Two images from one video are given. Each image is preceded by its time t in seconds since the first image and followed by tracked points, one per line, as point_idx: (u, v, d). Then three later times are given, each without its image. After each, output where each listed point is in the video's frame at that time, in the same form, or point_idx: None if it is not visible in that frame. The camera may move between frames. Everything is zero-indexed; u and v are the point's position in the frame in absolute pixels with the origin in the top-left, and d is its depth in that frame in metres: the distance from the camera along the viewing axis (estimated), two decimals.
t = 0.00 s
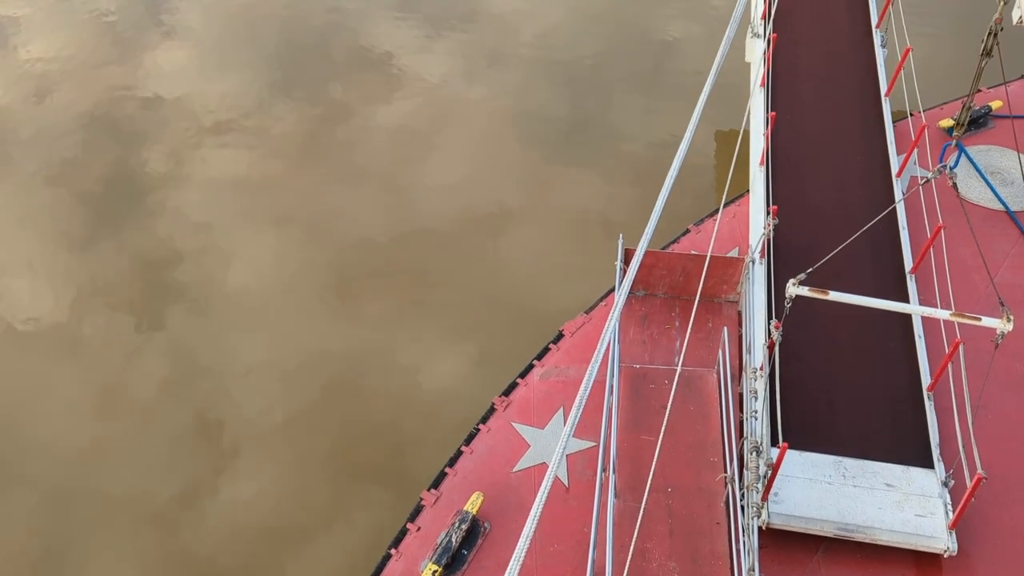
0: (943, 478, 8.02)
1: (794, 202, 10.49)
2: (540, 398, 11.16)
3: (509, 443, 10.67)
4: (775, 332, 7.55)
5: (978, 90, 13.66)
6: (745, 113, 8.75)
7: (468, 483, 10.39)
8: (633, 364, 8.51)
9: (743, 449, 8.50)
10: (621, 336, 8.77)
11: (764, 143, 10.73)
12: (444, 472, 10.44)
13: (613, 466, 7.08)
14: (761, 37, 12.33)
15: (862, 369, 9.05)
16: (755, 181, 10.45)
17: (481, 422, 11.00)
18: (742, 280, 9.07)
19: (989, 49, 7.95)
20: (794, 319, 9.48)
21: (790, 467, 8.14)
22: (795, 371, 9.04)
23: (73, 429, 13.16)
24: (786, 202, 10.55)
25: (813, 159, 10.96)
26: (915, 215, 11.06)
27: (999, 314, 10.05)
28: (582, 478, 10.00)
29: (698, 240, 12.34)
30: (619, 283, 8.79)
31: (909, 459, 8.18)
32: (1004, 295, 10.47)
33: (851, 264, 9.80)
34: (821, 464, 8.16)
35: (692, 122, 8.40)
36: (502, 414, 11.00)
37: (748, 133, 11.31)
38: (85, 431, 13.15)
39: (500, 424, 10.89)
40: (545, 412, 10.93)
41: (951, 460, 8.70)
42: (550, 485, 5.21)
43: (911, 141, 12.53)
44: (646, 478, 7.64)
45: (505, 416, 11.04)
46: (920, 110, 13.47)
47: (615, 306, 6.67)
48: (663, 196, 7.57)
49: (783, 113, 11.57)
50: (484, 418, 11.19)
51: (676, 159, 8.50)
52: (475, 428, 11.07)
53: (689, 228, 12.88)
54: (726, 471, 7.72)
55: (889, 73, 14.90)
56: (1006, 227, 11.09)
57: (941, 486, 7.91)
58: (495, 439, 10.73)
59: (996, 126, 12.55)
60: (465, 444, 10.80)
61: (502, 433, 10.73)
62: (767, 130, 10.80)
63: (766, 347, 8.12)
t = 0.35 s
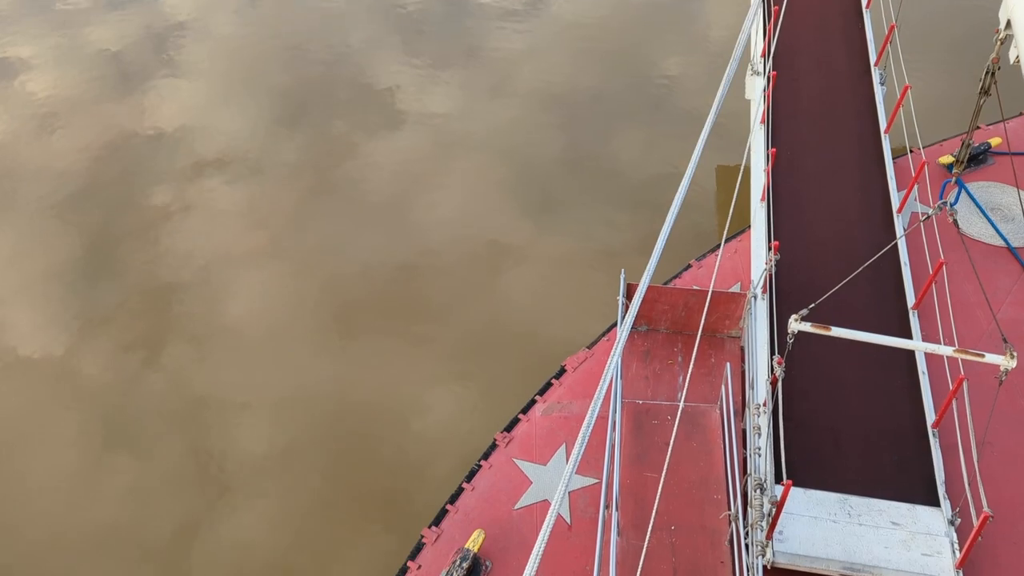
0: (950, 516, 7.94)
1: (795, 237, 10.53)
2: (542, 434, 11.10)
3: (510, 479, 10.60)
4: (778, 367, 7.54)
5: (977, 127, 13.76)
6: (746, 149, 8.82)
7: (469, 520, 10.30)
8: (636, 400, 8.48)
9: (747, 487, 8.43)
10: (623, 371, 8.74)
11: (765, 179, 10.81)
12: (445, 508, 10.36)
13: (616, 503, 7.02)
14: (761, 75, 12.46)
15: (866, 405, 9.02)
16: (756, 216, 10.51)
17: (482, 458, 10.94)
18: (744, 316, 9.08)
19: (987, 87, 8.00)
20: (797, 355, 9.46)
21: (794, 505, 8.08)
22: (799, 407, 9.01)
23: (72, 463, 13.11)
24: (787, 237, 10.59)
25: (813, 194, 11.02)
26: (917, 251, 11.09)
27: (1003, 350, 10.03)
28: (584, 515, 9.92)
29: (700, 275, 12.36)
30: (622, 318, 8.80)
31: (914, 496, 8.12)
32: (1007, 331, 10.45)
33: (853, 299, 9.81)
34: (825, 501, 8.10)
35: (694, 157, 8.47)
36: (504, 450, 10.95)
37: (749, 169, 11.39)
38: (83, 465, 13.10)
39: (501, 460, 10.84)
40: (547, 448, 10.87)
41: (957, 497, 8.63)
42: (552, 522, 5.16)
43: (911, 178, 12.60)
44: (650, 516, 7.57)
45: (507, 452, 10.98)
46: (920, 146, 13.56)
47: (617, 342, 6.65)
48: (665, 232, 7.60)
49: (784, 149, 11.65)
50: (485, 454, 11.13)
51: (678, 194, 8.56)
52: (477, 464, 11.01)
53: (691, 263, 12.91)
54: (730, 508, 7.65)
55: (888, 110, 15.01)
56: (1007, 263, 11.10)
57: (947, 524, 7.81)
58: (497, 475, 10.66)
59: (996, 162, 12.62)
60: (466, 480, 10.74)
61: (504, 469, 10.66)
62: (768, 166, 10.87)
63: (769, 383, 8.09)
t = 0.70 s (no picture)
0: (956, 562, 7.85)
1: (796, 279, 10.55)
2: (544, 476, 11.00)
3: (511, 523, 10.48)
4: (781, 409, 7.51)
5: (975, 169, 13.86)
6: (748, 190, 8.87)
7: (469, 565, 10.17)
8: (638, 443, 8.42)
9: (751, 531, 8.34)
10: (625, 413, 8.68)
11: (765, 221, 10.87)
12: (445, 553, 10.23)
13: (620, 549, 6.92)
14: (760, 117, 12.59)
15: (870, 448, 8.93)
16: (757, 258, 10.54)
17: (483, 501, 10.83)
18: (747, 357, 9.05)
19: (985, 131, 8.05)
20: (800, 398, 9.41)
21: (799, 549, 7.92)
22: (802, 450, 8.94)
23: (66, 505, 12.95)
24: (789, 278, 10.60)
25: (814, 235, 11.07)
26: (918, 294, 11.10)
27: (1006, 393, 9.99)
28: (586, 560, 9.79)
29: (702, 316, 12.34)
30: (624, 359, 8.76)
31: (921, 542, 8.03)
32: (1010, 373, 10.42)
33: (856, 341, 9.80)
34: (831, 547, 7.97)
35: (695, 199, 8.51)
36: (505, 493, 10.84)
37: (749, 210, 11.45)
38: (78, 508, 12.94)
39: (502, 503, 10.72)
40: (549, 491, 10.77)
41: (965, 542, 8.53)
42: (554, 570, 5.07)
43: (911, 219, 12.65)
44: (653, 562, 7.47)
45: (508, 495, 10.87)
46: (920, 188, 13.64)
47: (620, 384, 6.62)
48: (666, 273, 7.61)
49: (784, 190, 11.73)
50: (486, 497, 11.01)
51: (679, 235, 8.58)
52: (477, 508, 10.89)
53: (693, 304, 12.90)
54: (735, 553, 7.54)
55: (887, 152, 15.13)
56: (1009, 305, 11.11)
57: (954, 569, 7.78)
58: (498, 518, 10.55)
59: (995, 205, 12.68)
60: (466, 524, 10.61)
61: (505, 513, 10.54)
62: (768, 208, 10.93)
63: (773, 426, 8.05)
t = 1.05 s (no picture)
0: None
1: (797, 322, 10.54)
2: (545, 522, 10.88)
3: (512, 570, 10.34)
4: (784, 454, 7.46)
5: (974, 212, 13.93)
6: (748, 233, 8.89)
7: None
8: (640, 488, 8.33)
9: None
10: (627, 457, 8.59)
11: (765, 264, 10.91)
12: None
13: None
14: (759, 161, 12.68)
15: (875, 493, 8.85)
16: (758, 301, 10.55)
17: (483, 548, 10.69)
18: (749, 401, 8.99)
19: (982, 177, 8.09)
20: (803, 442, 9.36)
21: None
22: (806, 497, 8.84)
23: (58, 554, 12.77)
24: (790, 321, 10.59)
25: (814, 278, 11.09)
26: (920, 337, 11.10)
27: (1010, 437, 9.93)
28: None
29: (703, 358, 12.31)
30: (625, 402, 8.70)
31: None
32: (1014, 417, 10.37)
33: (858, 385, 9.77)
34: None
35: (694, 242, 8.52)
36: (506, 539, 10.70)
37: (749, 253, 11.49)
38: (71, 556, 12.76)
39: (503, 550, 10.59)
40: (551, 537, 10.63)
41: None
42: None
43: (911, 262, 12.68)
44: None
45: (509, 541, 10.73)
46: (918, 231, 13.70)
47: (621, 429, 6.56)
48: (666, 317, 7.58)
49: (783, 233, 11.77)
50: (487, 543, 10.87)
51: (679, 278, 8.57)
52: (478, 554, 10.75)
53: (694, 347, 12.87)
54: None
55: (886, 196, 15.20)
56: (1010, 348, 11.09)
57: None
58: (499, 565, 10.40)
59: (994, 248, 12.72)
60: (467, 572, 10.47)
61: (505, 560, 10.40)
62: (768, 251, 10.98)
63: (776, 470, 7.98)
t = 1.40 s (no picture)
0: None
1: (798, 365, 10.53)
2: (546, 569, 10.72)
3: None
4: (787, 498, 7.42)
5: (972, 256, 13.98)
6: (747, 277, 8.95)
7: None
8: (642, 534, 8.24)
9: None
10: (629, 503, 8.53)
11: (765, 307, 10.93)
12: None
13: None
14: (757, 205, 12.77)
15: (879, 540, 8.73)
16: (759, 344, 10.55)
17: None
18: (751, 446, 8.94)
19: (978, 223, 8.14)
20: (806, 488, 9.28)
21: None
22: (810, 544, 8.74)
23: None
24: (791, 365, 10.57)
25: (814, 321, 11.09)
26: (921, 382, 11.05)
27: (1014, 483, 9.84)
28: None
29: (704, 402, 12.23)
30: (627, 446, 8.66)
31: None
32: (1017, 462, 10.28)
33: (861, 430, 9.71)
34: None
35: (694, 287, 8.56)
36: None
37: (749, 297, 11.52)
38: None
39: None
40: None
41: None
42: None
43: (911, 306, 12.68)
44: None
45: None
46: (918, 275, 13.73)
47: (623, 472, 6.52)
48: (668, 359, 7.56)
49: (783, 277, 11.81)
50: None
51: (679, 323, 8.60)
52: None
53: (694, 391, 12.81)
54: None
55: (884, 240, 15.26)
56: (1012, 393, 11.04)
57: None
58: None
59: (994, 291, 12.73)
60: None
61: None
62: (768, 294, 11.01)
63: (779, 516, 7.90)
